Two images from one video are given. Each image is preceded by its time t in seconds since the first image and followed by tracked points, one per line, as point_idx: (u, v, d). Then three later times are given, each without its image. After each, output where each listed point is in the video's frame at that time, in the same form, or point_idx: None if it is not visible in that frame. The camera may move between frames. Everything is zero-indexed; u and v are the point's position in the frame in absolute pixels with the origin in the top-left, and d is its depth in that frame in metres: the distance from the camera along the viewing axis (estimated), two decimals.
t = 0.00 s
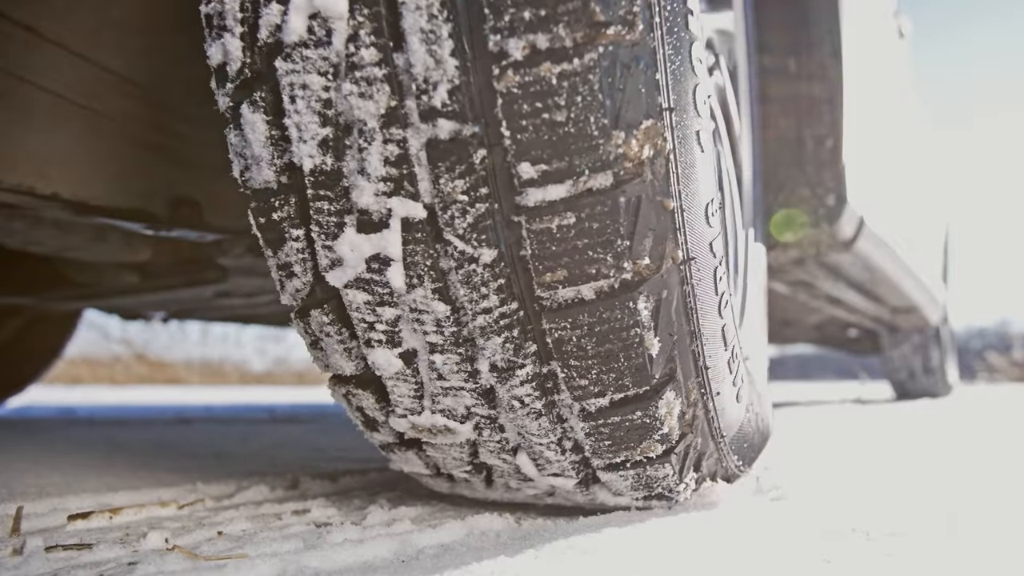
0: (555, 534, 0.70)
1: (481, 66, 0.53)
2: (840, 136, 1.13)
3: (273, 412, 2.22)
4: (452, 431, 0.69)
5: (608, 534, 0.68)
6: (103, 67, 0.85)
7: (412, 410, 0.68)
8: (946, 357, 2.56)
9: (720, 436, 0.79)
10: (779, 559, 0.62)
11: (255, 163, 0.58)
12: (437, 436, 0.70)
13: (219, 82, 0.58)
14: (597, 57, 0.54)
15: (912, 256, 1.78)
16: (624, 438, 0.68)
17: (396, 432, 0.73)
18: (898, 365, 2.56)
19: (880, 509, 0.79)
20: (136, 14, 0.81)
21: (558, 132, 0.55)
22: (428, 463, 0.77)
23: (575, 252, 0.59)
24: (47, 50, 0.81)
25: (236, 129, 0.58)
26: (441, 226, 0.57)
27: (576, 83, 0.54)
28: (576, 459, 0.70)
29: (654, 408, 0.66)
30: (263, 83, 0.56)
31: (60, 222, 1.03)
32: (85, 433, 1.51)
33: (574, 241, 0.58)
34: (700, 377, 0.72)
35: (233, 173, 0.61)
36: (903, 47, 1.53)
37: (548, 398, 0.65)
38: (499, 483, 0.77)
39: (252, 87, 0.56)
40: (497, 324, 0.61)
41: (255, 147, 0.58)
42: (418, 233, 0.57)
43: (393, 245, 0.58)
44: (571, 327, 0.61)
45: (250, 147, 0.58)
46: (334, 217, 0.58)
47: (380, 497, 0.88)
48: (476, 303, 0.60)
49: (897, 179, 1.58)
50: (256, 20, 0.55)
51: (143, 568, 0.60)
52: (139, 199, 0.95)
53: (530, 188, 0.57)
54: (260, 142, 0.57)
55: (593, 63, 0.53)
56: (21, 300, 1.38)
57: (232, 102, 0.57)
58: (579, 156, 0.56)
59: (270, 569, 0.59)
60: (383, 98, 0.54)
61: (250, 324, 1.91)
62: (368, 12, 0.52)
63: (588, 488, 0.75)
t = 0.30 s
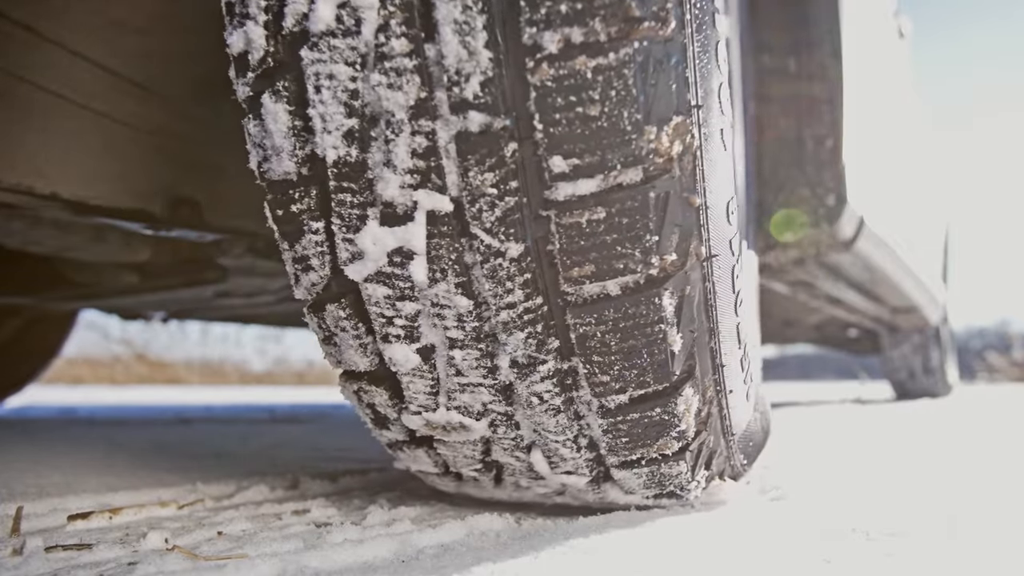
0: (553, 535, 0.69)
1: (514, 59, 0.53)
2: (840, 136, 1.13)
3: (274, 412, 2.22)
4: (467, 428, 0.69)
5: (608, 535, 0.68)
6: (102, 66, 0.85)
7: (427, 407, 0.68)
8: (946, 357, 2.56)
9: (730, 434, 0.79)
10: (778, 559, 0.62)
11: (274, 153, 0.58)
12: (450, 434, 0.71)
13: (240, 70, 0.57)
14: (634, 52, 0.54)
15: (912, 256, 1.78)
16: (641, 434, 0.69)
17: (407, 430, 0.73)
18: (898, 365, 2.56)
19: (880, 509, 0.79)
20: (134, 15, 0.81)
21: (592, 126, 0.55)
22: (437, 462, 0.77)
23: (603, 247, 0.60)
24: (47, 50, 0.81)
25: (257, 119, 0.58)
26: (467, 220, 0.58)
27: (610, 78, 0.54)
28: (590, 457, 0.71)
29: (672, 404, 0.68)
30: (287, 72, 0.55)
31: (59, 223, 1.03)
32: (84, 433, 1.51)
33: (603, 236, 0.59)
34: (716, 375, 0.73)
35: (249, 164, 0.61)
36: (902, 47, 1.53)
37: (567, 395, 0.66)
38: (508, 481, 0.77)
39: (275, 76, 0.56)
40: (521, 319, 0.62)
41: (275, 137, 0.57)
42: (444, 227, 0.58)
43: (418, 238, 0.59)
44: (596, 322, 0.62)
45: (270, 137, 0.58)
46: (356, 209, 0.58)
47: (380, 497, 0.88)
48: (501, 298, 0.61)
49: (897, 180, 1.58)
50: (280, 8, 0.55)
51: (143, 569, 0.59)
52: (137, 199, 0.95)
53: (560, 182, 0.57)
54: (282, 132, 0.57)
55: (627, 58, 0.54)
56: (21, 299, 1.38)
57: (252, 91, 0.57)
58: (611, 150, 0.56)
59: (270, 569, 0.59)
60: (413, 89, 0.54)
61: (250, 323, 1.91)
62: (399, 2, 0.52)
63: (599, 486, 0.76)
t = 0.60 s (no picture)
0: (553, 536, 0.69)
1: (558, 52, 0.53)
2: (840, 136, 1.13)
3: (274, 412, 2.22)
4: (486, 424, 0.69)
5: (606, 536, 0.68)
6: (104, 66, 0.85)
7: (446, 402, 0.68)
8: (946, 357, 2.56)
9: (741, 431, 0.80)
10: (779, 559, 0.62)
11: (302, 141, 0.58)
12: (469, 431, 0.70)
13: (267, 56, 0.57)
14: (676, 47, 0.54)
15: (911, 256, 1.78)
16: (662, 431, 0.69)
17: (421, 425, 0.73)
18: (898, 365, 2.56)
19: (881, 509, 0.79)
20: (135, 14, 0.83)
21: (632, 120, 0.55)
22: (449, 459, 0.77)
23: (636, 241, 0.60)
24: (48, 50, 0.81)
25: (284, 107, 0.58)
26: (500, 213, 0.58)
27: (653, 71, 0.54)
28: (608, 454, 0.72)
29: (695, 400, 0.68)
30: (318, 59, 0.56)
31: (58, 222, 1.02)
32: (83, 433, 1.51)
33: (639, 231, 0.59)
34: (736, 372, 0.73)
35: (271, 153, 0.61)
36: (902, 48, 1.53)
37: (591, 390, 0.67)
38: (520, 480, 0.77)
39: (304, 63, 0.56)
40: (550, 313, 0.62)
41: (302, 125, 0.58)
42: (477, 219, 0.58)
43: (450, 230, 0.59)
44: (627, 317, 0.63)
45: (298, 125, 0.58)
46: (386, 200, 0.58)
47: (380, 498, 0.88)
48: (532, 291, 0.61)
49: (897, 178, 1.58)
50: None
51: (143, 569, 0.59)
52: (136, 200, 0.94)
53: (598, 175, 0.57)
54: (310, 120, 0.57)
55: (670, 52, 0.54)
56: (20, 298, 1.38)
57: (280, 78, 0.57)
58: (650, 145, 0.56)
59: (270, 570, 0.59)
60: (451, 79, 0.54)
61: (249, 323, 1.91)
62: None
63: (612, 485, 0.76)
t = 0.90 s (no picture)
0: (553, 537, 0.69)
1: (595, 45, 0.53)
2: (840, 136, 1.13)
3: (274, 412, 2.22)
4: (504, 421, 0.69)
5: (606, 537, 0.68)
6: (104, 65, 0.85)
7: (463, 398, 0.68)
8: (945, 357, 2.56)
9: (752, 429, 0.80)
10: (779, 559, 0.62)
11: (328, 130, 0.58)
12: (485, 428, 0.70)
13: (293, 44, 0.57)
14: (713, 43, 0.54)
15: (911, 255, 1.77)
16: (681, 428, 0.70)
17: (434, 423, 0.73)
18: (898, 365, 2.56)
19: (881, 509, 0.79)
20: (135, 14, 0.82)
21: (668, 115, 0.55)
22: (460, 457, 0.77)
23: (668, 237, 0.60)
24: (47, 50, 0.81)
25: (310, 96, 0.58)
26: (530, 207, 0.58)
27: (690, 67, 0.54)
28: (623, 451, 0.72)
29: (715, 397, 0.69)
30: (348, 48, 0.55)
31: (58, 222, 1.02)
32: (82, 433, 1.51)
33: (671, 226, 0.59)
34: (754, 369, 0.74)
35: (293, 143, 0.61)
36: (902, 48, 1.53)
37: (612, 386, 0.67)
38: (530, 477, 0.77)
39: (334, 52, 0.56)
40: (577, 308, 0.62)
41: (329, 115, 0.57)
42: (506, 212, 0.58)
43: (478, 223, 0.59)
44: (655, 313, 0.63)
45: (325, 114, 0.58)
46: (413, 191, 0.59)
47: (379, 498, 0.88)
48: (560, 286, 0.61)
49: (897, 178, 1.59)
50: None
51: (143, 569, 0.59)
52: (135, 200, 0.95)
53: (632, 170, 0.57)
54: (337, 110, 0.57)
55: (706, 48, 0.54)
56: (19, 298, 1.38)
57: (307, 67, 0.57)
58: (684, 141, 0.56)
59: (270, 570, 0.59)
60: (486, 70, 0.54)
61: (249, 323, 1.91)
62: None
63: (624, 483, 0.77)
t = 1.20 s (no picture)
0: (553, 537, 0.69)
1: (639, 38, 0.54)
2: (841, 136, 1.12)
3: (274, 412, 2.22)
4: (525, 417, 0.68)
5: (604, 539, 0.68)
6: (105, 66, 0.85)
7: (485, 393, 0.67)
8: (945, 357, 2.56)
9: (765, 427, 0.81)
10: (778, 560, 0.62)
11: (361, 118, 0.59)
12: (505, 424, 0.69)
13: (326, 31, 0.58)
14: (754, 40, 0.56)
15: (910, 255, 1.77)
16: (702, 423, 0.70)
17: (451, 419, 0.72)
18: (898, 365, 2.57)
19: (882, 510, 0.79)
20: (135, 14, 0.85)
21: (710, 109, 0.56)
22: (473, 455, 0.75)
23: (703, 233, 0.61)
24: (47, 49, 0.81)
25: (343, 83, 0.58)
26: (566, 200, 0.58)
27: (733, 62, 0.55)
28: (642, 448, 0.71)
29: (738, 393, 0.70)
30: (386, 35, 0.56)
31: (58, 222, 1.02)
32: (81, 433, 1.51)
33: (707, 221, 0.60)
34: (772, 366, 0.75)
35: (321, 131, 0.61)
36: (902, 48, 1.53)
37: (637, 381, 0.66)
38: (543, 475, 0.75)
39: (369, 38, 0.57)
40: (609, 302, 0.62)
41: (363, 102, 0.58)
42: (543, 204, 0.58)
43: (513, 216, 0.59)
44: (687, 307, 0.63)
45: (360, 102, 0.58)
46: (447, 181, 0.59)
47: (379, 498, 0.88)
48: (593, 279, 0.61)
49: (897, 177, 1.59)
50: None
51: (142, 569, 0.59)
52: (136, 200, 0.94)
53: (670, 164, 0.58)
54: (371, 97, 0.58)
55: (749, 45, 0.56)
56: (19, 298, 1.38)
57: (339, 53, 0.58)
58: (724, 135, 0.58)
59: (269, 570, 0.59)
60: (528, 60, 0.54)
61: (249, 323, 1.91)
62: None
63: (639, 481, 0.76)
